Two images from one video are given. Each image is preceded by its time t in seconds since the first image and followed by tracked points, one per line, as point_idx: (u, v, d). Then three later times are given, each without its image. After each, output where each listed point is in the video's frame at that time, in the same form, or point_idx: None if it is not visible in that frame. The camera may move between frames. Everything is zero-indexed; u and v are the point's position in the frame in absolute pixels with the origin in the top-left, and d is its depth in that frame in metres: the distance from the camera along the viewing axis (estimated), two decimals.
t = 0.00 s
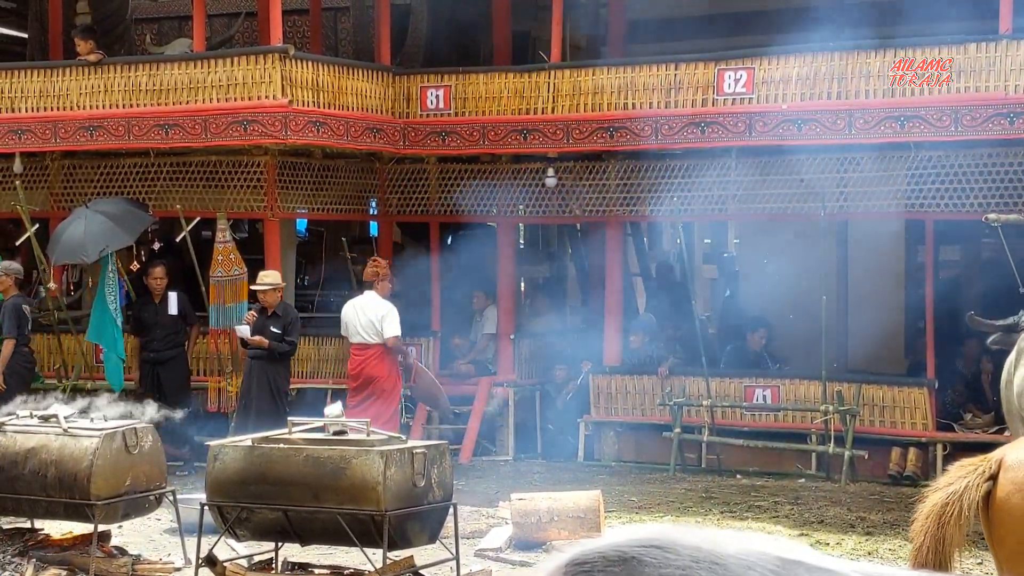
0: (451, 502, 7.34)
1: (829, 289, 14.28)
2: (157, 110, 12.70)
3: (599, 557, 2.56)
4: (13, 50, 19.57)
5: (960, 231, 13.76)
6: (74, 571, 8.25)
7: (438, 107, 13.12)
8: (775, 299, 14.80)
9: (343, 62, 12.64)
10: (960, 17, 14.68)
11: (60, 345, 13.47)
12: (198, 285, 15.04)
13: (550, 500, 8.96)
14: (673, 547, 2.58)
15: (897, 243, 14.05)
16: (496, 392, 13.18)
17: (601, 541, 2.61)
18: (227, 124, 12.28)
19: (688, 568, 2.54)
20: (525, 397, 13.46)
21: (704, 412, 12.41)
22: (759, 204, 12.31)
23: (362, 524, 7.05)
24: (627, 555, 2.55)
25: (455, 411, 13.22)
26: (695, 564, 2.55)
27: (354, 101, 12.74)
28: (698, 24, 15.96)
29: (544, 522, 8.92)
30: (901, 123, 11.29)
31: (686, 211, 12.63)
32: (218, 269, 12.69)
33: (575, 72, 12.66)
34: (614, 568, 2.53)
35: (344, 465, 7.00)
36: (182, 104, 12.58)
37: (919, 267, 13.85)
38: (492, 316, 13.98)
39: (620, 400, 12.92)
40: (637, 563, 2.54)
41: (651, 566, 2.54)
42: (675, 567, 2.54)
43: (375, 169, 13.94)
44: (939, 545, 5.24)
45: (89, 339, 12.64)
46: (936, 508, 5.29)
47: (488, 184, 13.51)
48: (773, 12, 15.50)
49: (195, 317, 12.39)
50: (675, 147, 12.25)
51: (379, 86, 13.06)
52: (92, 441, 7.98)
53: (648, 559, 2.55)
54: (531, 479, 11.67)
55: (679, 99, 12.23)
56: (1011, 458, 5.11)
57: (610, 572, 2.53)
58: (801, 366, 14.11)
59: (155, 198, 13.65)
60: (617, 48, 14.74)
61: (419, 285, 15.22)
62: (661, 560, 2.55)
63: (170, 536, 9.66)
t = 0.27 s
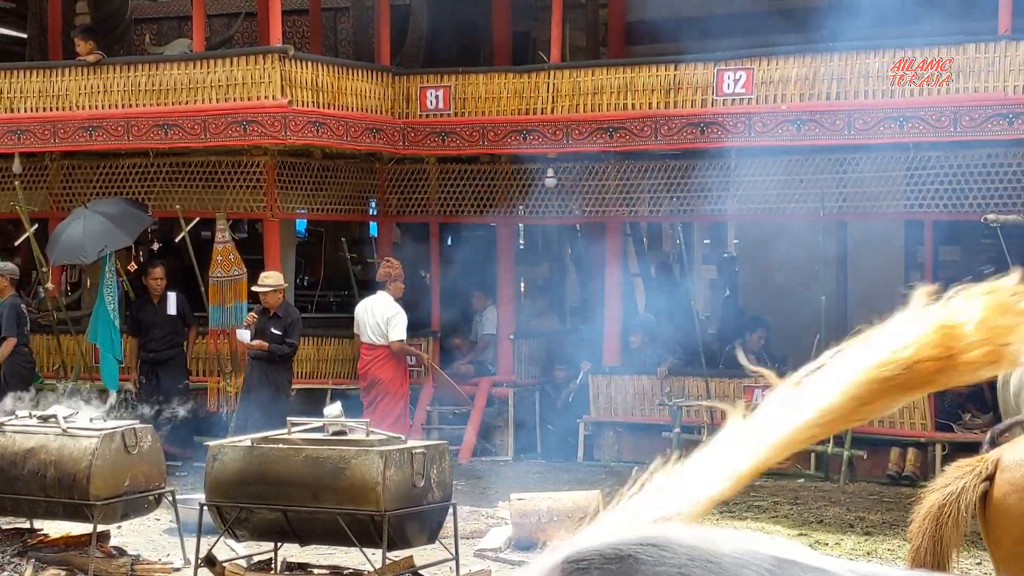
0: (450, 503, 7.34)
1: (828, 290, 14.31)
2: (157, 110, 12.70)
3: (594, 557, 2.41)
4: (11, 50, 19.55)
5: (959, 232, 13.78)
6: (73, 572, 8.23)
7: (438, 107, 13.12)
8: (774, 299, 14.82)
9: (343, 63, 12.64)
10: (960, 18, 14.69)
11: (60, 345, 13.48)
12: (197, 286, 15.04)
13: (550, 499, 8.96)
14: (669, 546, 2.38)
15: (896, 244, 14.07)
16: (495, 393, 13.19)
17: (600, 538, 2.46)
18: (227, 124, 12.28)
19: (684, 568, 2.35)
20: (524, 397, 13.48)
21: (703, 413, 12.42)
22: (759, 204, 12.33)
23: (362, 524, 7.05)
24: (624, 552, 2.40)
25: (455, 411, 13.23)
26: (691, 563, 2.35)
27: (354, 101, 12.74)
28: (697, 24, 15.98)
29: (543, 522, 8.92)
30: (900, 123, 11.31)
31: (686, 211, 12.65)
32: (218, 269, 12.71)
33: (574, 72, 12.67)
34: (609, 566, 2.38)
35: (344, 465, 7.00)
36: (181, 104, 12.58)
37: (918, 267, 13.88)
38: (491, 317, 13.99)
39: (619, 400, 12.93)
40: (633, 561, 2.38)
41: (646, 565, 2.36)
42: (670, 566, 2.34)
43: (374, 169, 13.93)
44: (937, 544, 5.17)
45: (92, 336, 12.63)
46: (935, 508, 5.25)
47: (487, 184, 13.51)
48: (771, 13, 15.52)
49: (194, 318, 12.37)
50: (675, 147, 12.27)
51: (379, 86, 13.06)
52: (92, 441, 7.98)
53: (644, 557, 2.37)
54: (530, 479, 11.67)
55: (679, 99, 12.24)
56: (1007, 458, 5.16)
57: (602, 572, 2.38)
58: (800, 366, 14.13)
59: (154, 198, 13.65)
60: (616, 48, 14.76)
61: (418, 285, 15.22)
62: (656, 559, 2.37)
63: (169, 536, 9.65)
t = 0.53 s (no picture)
0: (452, 503, 7.34)
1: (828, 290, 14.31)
2: (157, 110, 12.69)
3: (603, 555, 2.56)
4: (11, 50, 19.55)
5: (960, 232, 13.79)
6: (74, 572, 8.23)
7: (438, 107, 13.12)
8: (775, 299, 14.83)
9: (343, 63, 12.64)
10: (960, 17, 14.70)
11: (60, 346, 13.50)
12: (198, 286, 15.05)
13: (550, 500, 8.97)
14: (677, 545, 2.58)
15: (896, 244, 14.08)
16: (496, 393, 13.20)
17: (606, 542, 2.61)
18: (228, 124, 12.28)
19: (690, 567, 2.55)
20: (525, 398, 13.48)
21: (704, 413, 12.43)
22: (759, 205, 12.33)
23: (363, 524, 7.04)
24: (632, 554, 2.57)
25: (455, 411, 13.25)
26: (696, 560, 2.55)
27: (354, 101, 12.74)
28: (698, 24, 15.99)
29: (544, 522, 8.92)
30: (901, 124, 11.32)
31: (686, 211, 12.65)
32: (218, 269, 12.77)
33: (574, 72, 12.67)
34: (618, 567, 2.55)
35: (345, 465, 7.01)
36: (182, 104, 12.58)
37: (918, 268, 13.89)
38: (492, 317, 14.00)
39: (620, 400, 12.94)
40: (642, 563, 2.56)
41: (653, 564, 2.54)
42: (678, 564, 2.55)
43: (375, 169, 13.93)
44: (936, 546, 5.26)
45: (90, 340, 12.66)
46: (932, 510, 5.34)
47: (487, 184, 13.51)
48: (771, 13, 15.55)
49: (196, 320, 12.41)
50: (676, 147, 12.28)
51: (379, 86, 13.06)
52: (93, 442, 7.98)
53: (654, 558, 2.56)
54: (531, 480, 11.67)
55: (680, 100, 12.25)
56: (1006, 458, 5.15)
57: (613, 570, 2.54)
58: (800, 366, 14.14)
59: (155, 198, 13.65)
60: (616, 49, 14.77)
61: (418, 286, 15.23)
62: (662, 557, 2.56)
63: (170, 537, 9.65)
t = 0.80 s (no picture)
0: (451, 504, 7.33)
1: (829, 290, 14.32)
2: (157, 111, 12.69)
3: (600, 556, 2.53)
4: (11, 50, 19.52)
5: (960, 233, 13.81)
6: (73, 573, 8.22)
7: (438, 108, 13.12)
8: (774, 299, 14.84)
9: (343, 63, 12.64)
10: (961, 18, 14.71)
11: (60, 346, 13.50)
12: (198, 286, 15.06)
13: (550, 500, 8.97)
14: (675, 546, 2.56)
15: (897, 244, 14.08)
16: (496, 394, 13.21)
17: (601, 541, 2.57)
18: (227, 124, 12.28)
19: (690, 568, 2.52)
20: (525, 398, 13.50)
21: (704, 414, 12.44)
22: (759, 205, 12.33)
23: (362, 525, 7.04)
24: (628, 554, 2.52)
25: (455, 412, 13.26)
26: (697, 564, 2.53)
27: (354, 102, 12.74)
28: (697, 25, 15.99)
29: (544, 523, 8.92)
30: (901, 124, 11.32)
31: (687, 212, 12.65)
32: (218, 270, 12.78)
33: (574, 73, 12.67)
34: (616, 566, 2.50)
35: (344, 466, 7.01)
36: (182, 105, 12.58)
37: (919, 269, 13.91)
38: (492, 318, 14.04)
39: (619, 401, 12.95)
40: (638, 562, 2.51)
41: (654, 566, 2.51)
42: (678, 566, 2.52)
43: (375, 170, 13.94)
44: (934, 547, 5.28)
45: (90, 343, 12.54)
46: (929, 511, 5.35)
47: (487, 185, 13.52)
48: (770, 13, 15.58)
49: (200, 319, 12.43)
50: (676, 148, 12.28)
51: (379, 87, 13.06)
52: (93, 442, 7.98)
53: (649, 558, 2.52)
54: (531, 480, 11.67)
55: (679, 100, 12.26)
56: (1004, 459, 5.15)
57: (612, 573, 2.50)
58: (800, 366, 14.14)
59: (154, 198, 13.64)
60: (615, 49, 14.78)
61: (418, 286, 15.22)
62: (663, 559, 2.52)
63: (169, 537, 9.64)
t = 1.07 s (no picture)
0: (452, 504, 7.33)
1: (829, 290, 14.33)
2: (157, 111, 12.69)
3: (604, 558, 2.60)
4: (11, 51, 19.51)
5: (960, 233, 13.82)
6: (73, 573, 8.22)
7: (438, 109, 13.12)
8: (774, 300, 14.85)
9: (343, 64, 12.63)
10: (960, 19, 14.72)
11: (60, 346, 13.51)
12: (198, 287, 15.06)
13: (550, 501, 8.97)
14: (677, 548, 2.62)
15: (898, 245, 14.09)
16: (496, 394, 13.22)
17: (603, 543, 2.63)
18: (228, 125, 12.29)
19: (692, 570, 2.60)
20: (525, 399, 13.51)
21: (704, 414, 12.44)
22: (760, 206, 12.34)
23: (363, 525, 7.04)
24: (632, 556, 2.59)
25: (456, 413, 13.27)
26: (698, 565, 2.60)
27: (354, 103, 12.74)
28: (697, 26, 16.00)
29: (545, 523, 8.91)
30: (901, 125, 11.33)
31: (687, 212, 12.65)
32: (218, 271, 12.80)
33: (575, 74, 12.67)
34: (619, 568, 2.58)
35: (344, 466, 7.01)
36: (182, 105, 12.58)
37: (919, 269, 13.92)
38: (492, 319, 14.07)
39: (620, 401, 12.95)
40: (640, 565, 2.58)
41: (656, 567, 2.59)
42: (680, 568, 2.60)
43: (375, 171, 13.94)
44: (934, 548, 5.29)
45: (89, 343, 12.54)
46: (930, 512, 5.34)
47: (488, 186, 13.52)
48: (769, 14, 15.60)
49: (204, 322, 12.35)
50: (676, 148, 12.28)
51: (380, 87, 13.05)
52: (93, 443, 7.98)
53: (651, 561, 2.59)
54: (531, 480, 11.67)
55: (679, 101, 12.26)
56: (1004, 460, 5.15)
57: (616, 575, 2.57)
58: (800, 367, 14.16)
59: (154, 199, 13.64)
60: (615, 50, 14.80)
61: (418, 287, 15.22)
62: (665, 561, 2.60)
63: (170, 537, 9.64)
